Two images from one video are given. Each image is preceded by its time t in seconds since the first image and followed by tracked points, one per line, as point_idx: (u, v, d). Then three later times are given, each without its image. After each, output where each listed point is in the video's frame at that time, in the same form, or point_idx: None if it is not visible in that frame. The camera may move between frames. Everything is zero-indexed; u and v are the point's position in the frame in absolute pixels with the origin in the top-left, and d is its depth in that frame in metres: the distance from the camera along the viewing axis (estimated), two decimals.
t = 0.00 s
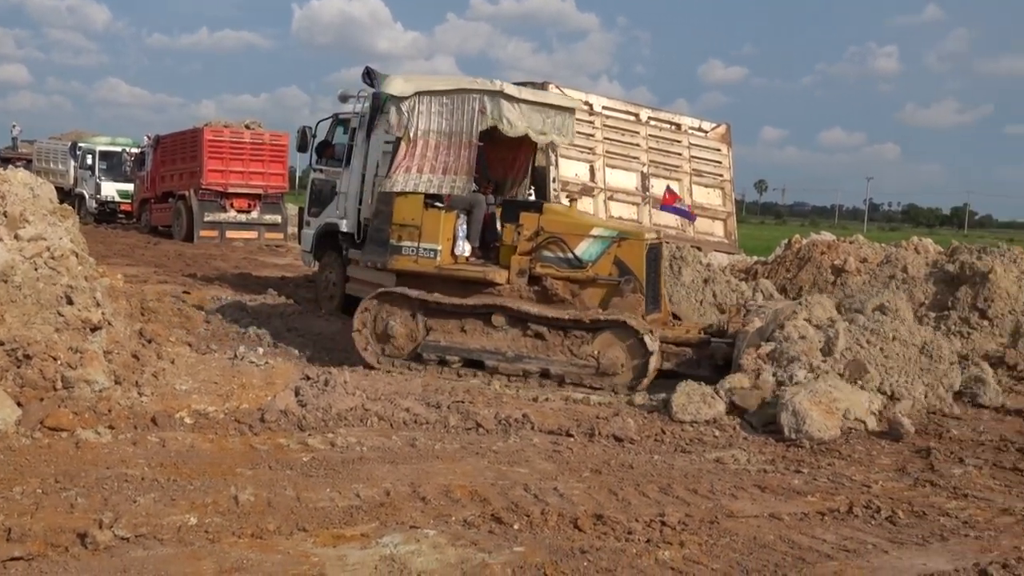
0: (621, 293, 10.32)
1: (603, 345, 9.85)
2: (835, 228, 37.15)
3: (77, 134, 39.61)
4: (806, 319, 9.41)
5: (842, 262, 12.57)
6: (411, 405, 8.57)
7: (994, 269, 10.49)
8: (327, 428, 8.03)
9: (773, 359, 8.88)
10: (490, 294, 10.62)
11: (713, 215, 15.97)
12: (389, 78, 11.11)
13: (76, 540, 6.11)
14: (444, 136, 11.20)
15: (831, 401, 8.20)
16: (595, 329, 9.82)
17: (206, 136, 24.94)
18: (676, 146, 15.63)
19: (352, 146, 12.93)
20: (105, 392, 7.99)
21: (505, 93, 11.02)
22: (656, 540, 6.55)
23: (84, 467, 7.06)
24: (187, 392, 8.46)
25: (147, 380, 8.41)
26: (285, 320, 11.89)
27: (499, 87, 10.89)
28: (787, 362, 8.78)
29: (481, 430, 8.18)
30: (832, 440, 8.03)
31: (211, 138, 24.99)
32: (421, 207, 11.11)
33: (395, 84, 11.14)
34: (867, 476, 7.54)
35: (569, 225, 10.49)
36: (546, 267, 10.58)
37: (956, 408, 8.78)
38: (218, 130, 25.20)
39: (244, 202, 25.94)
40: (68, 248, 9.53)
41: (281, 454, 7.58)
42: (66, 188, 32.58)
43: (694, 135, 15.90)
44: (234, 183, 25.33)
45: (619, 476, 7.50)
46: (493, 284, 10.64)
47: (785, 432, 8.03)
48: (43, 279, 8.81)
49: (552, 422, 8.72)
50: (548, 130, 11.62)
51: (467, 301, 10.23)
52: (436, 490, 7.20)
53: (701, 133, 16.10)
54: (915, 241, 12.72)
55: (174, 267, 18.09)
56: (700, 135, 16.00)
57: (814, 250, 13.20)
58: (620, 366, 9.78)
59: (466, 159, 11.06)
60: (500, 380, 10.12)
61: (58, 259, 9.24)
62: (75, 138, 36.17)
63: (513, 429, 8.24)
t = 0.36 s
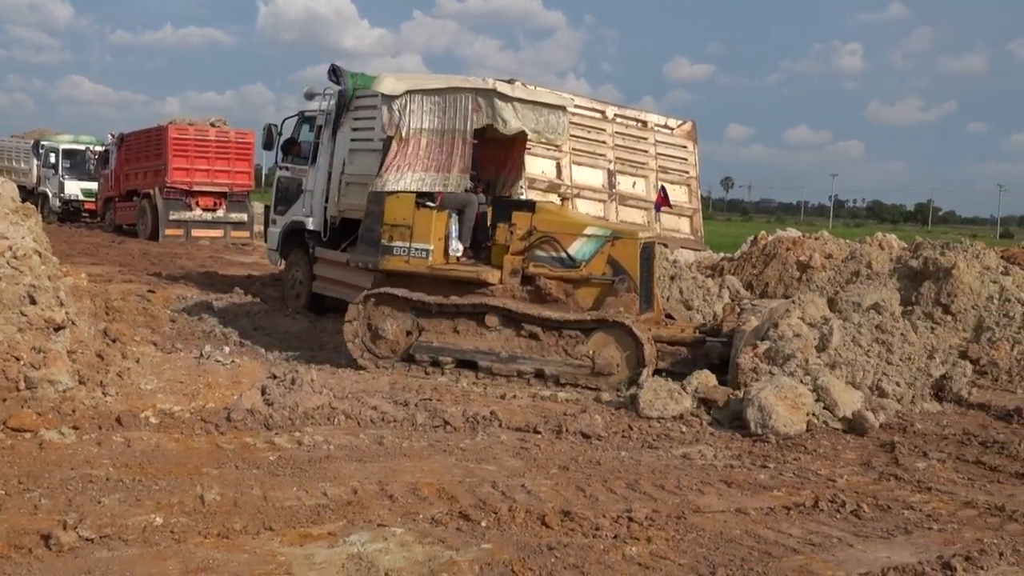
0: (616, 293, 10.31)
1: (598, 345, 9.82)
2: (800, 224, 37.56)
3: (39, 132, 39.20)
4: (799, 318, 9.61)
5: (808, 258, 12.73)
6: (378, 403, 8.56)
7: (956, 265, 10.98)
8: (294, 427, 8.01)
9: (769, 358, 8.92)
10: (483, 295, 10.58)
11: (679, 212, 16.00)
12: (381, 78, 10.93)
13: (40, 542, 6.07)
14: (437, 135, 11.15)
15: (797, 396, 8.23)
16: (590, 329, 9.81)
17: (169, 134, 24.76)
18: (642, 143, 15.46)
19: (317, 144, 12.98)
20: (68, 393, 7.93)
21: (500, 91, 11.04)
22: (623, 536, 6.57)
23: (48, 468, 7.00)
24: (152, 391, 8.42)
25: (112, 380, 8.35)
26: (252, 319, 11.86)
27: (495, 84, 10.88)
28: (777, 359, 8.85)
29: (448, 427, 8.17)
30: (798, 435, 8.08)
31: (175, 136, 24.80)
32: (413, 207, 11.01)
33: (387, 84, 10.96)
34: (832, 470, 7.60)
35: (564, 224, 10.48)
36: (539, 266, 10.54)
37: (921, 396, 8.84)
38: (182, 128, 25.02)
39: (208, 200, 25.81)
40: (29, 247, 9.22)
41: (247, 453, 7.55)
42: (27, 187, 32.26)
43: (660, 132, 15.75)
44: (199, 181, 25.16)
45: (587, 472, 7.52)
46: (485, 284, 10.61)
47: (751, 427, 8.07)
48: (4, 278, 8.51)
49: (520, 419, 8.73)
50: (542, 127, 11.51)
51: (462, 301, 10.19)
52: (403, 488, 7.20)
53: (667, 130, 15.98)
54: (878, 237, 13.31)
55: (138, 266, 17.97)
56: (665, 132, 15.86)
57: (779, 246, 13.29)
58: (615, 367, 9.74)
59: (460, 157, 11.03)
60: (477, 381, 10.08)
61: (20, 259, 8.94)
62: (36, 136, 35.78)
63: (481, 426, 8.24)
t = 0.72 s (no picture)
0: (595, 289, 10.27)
1: (578, 341, 9.80)
2: (767, 219, 37.81)
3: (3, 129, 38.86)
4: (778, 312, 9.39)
5: (774, 254, 12.68)
6: (345, 400, 8.54)
7: (920, 261, 11.23)
8: (260, 424, 7.98)
9: (749, 353, 8.73)
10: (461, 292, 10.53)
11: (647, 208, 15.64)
12: (355, 75, 10.88)
13: (2, 542, 6.01)
14: (413, 133, 11.13)
15: (763, 390, 8.28)
16: (570, 326, 9.79)
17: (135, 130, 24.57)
18: (609, 139, 15.11)
19: (283, 141, 12.95)
20: (32, 391, 7.87)
21: (476, 89, 10.98)
22: (590, 531, 6.58)
23: (10, 467, 6.94)
24: (117, 390, 8.38)
25: (76, 378, 8.30)
26: (219, 316, 11.82)
27: (471, 82, 10.82)
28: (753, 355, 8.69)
29: (416, 425, 8.16)
30: (764, 430, 8.14)
31: (140, 132, 24.58)
32: (390, 204, 10.89)
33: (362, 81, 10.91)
34: (798, 464, 7.64)
35: (541, 221, 10.46)
36: (518, 263, 10.50)
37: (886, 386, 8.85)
38: (147, 124, 24.82)
39: (174, 197, 25.72)
40: None
41: (213, 451, 7.52)
42: None
43: (627, 128, 15.44)
44: (164, 178, 25.04)
45: (554, 468, 7.53)
46: (464, 282, 10.55)
47: (718, 422, 8.12)
48: None
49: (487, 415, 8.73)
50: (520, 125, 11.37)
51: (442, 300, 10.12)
52: (370, 485, 7.18)
53: (634, 126, 15.66)
54: (844, 233, 13.41)
55: (103, 264, 17.83)
56: (633, 128, 15.56)
57: (745, 242, 13.31)
58: (596, 362, 9.73)
59: (435, 155, 11.03)
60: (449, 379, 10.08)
61: None
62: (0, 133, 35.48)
63: (448, 422, 8.24)
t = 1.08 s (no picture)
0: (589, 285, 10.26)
1: (574, 337, 9.90)
2: (743, 217, 38.02)
3: None
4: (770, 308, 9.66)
5: (750, 250, 12.74)
6: (322, 397, 8.52)
7: (895, 257, 11.37)
8: (236, 422, 7.96)
9: (746, 346, 8.83)
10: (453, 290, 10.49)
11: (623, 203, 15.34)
12: (343, 73, 10.62)
13: None
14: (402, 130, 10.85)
15: (739, 385, 8.31)
16: (566, 322, 9.88)
17: (110, 127, 24.45)
18: (585, 135, 14.97)
19: (259, 137, 12.89)
20: (4, 389, 7.82)
21: (466, 84, 10.70)
22: (566, 527, 6.59)
23: None
24: (91, 388, 8.34)
25: (50, 376, 8.26)
26: (194, 314, 11.79)
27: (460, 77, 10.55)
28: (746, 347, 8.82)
29: (393, 421, 8.16)
30: (740, 425, 8.17)
31: (114, 129, 24.45)
32: (380, 202, 10.64)
33: (350, 79, 10.66)
34: (774, 459, 7.68)
35: (532, 217, 10.42)
36: (510, 260, 10.44)
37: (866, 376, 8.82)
38: (122, 121, 24.70)
39: (150, 193, 25.62)
40: None
41: (189, 449, 7.49)
42: None
43: (602, 125, 15.27)
44: (138, 175, 24.93)
45: (531, 464, 7.54)
46: (456, 279, 10.48)
47: (694, 417, 8.14)
48: None
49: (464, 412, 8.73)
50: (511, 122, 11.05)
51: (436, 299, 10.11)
52: (347, 483, 7.17)
53: (611, 125, 15.47)
54: (819, 228, 13.46)
55: (77, 261, 17.75)
56: (608, 125, 15.38)
57: (721, 238, 13.21)
58: (591, 358, 9.84)
59: (425, 152, 10.73)
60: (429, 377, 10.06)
61: None
62: None
63: (425, 419, 8.24)
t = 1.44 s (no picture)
0: (596, 283, 10.25)
1: (581, 334, 9.81)
2: (729, 212, 38.05)
3: None
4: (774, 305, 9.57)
5: (735, 246, 12.68)
6: (308, 395, 8.49)
7: (880, 253, 11.48)
8: (221, 420, 7.94)
9: (735, 343, 8.84)
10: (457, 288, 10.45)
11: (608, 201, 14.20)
12: (343, 71, 10.45)
13: None
14: (404, 128, 10.66)
15: (725, 380, 8.33)
16: (572, 318, 9.81)
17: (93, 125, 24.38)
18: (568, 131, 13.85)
19: (244, 135, 12.89)
20: None
21: (469, 81, 10.52)
22: (553, 523, 6.60)
23: None
24: (76, 386, 8.31)
25: (34, 375, 8.23)
26: (180, 313, 11.77)
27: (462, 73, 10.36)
28: (755, 344, 8.80)
29: (379, 419, 8.12)
30: (726, 421, 8.18)
31: (98, 127, 24.39)
32: (382, 201, 10.52)
33: (351, 77, 10.49)
34: (760, 455, 7.69)
35: (535, 214, 10.31)
36: (514, 258, 10.36)
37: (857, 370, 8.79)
38: (105, 118, 24.63)
39: (133, 192, 25.52)
40: None
41: (174, 447, 7.47)
42: None
43: (586, 121, 14.14)
44: (122, 173, 24.86)
45: (518, 461, 7.54)
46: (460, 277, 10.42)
47: (680, 414, 8.14)
48: None
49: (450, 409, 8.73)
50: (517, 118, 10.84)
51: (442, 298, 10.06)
52: (332, 480, 7.16)
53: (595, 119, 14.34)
54: (803, 224, 13.49)
55: (60, 259, 17.69)
56: (593, 121, 14.23)
57: (707, 235, 13.14)
58: (600, 355, 9.72)
59: (428, 151, 10.53)
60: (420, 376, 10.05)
61: None
62: None
63: (411, 416, 8.17)
